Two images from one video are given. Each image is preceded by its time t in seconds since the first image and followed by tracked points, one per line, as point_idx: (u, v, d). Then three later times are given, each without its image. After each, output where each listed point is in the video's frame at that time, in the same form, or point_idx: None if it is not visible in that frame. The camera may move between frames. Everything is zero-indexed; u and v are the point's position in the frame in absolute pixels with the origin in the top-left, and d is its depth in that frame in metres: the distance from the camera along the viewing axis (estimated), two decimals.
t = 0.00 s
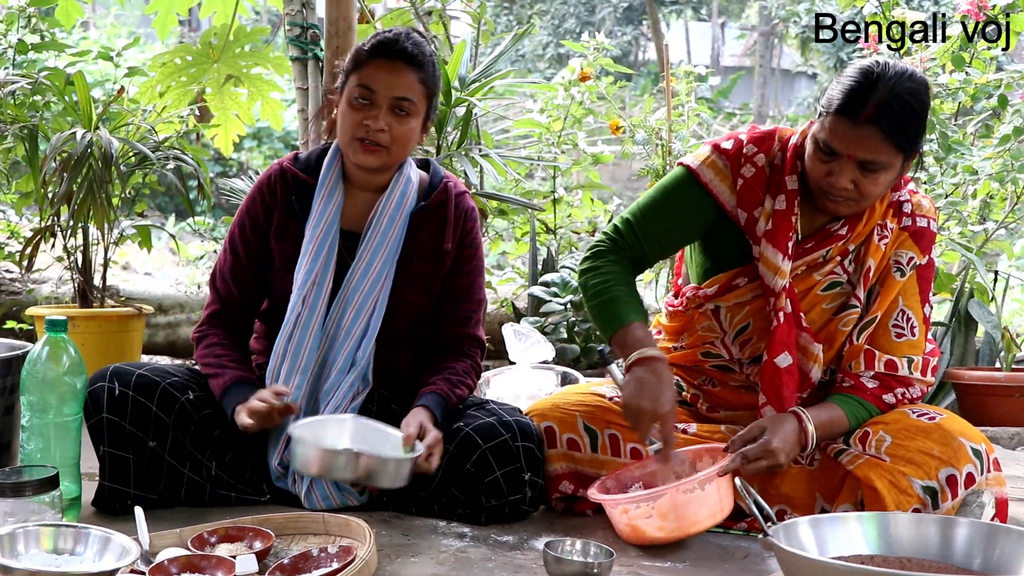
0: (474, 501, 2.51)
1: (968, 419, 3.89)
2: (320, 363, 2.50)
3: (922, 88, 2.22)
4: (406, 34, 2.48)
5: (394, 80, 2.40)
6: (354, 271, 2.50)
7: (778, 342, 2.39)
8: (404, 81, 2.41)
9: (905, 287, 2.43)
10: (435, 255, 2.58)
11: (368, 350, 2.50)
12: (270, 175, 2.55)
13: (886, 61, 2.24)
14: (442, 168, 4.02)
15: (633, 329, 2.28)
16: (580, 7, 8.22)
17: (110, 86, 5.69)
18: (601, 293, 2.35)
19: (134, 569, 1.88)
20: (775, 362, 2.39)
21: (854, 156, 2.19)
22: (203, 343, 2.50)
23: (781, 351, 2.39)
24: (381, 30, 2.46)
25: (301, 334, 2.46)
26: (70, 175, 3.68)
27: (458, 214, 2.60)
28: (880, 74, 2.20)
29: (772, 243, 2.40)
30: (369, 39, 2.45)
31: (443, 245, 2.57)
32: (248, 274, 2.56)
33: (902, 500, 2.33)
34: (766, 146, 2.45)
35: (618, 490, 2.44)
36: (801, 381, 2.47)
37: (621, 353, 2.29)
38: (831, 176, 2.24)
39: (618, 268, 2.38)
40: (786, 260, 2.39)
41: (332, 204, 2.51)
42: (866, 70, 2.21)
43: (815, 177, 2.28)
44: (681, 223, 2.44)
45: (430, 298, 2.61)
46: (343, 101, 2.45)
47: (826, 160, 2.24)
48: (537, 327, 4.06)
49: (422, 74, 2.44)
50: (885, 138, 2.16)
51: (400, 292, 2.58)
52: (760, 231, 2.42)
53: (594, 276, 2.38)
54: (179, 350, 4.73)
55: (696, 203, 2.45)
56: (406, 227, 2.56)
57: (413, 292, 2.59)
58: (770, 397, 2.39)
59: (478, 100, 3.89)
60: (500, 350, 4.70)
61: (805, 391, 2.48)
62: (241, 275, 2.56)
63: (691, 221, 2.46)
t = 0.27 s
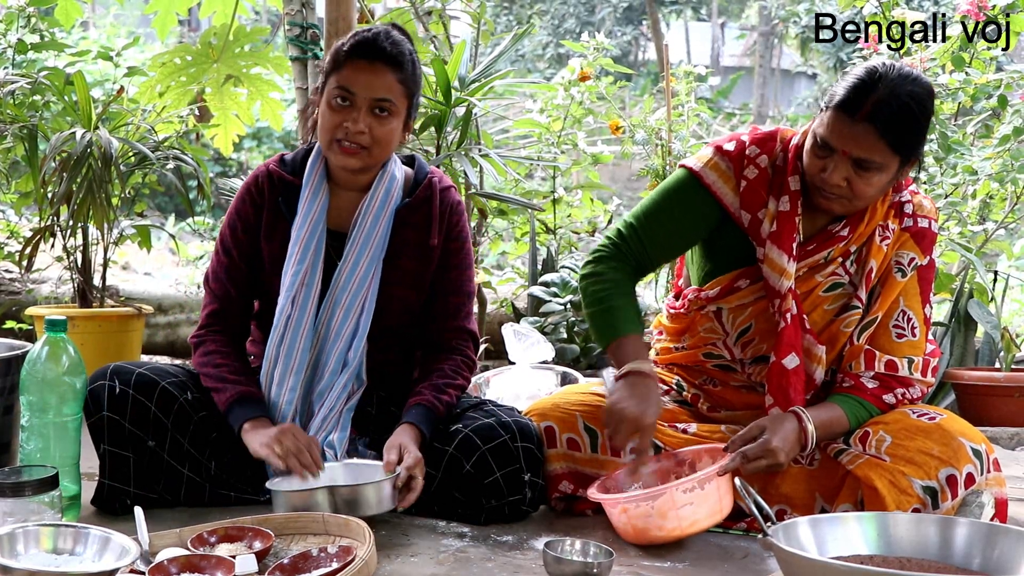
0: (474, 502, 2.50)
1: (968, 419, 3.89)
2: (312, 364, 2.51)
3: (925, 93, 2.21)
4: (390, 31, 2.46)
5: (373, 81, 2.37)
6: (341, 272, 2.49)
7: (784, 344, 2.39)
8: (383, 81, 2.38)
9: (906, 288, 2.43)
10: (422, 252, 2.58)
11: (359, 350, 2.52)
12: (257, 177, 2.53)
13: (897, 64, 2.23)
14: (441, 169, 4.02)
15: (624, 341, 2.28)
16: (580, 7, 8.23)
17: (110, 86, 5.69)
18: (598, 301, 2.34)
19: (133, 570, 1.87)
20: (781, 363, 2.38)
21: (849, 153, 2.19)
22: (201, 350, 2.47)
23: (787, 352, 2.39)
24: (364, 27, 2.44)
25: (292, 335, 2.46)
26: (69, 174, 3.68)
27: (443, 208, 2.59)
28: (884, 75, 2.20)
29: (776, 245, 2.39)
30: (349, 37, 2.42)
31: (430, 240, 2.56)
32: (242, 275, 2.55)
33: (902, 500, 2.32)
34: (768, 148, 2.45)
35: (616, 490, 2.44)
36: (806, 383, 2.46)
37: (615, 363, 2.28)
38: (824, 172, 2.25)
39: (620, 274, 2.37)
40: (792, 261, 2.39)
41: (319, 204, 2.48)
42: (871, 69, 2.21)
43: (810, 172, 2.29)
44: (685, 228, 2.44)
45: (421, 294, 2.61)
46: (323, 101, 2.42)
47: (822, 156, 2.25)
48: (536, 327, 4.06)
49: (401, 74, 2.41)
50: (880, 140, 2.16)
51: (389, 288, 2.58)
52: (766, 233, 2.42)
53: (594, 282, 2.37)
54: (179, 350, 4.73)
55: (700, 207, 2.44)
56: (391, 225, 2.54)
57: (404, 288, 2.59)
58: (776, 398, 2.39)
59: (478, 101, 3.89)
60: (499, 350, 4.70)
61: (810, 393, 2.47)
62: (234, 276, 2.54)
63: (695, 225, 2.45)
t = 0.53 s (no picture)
0: (472, 503, 2.50)
1: (966, 419, 3.89)
2: (310, 369, 2.50)
3: (920, 94, 2.21)
4: (382, 36, 2.41)
5: (370, 98, 2.32)
6: (342, 275, 2.49)
7: (778, 344, 2.39)
8: (381, 98, 2.33)
9: (904, 288, 2.43)
10: (420, 253, 2.57)
11: (361, 355, 2.51)
12: (258, 180, 2.52)
13: (890, 64, 2.22)
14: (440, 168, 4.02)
15: (618, 349, 2.32)
16: (578, 6, 8.24)
17: (109, 84, 5.68)
18: (596, 307, 2.36)
19: (131, 568, 1.87)
20: (775, 363, 2.38)
21: (842, 153, 2.19)
22: (201, 353, 2.46)
23: (781, 353, 2.39)
24: (357, 34, 2.40)
25: (292, 340, 2.45)
26: (67, 173, 3.67)
27: (442, 207, 2.60)
28: (880, 76, 2.19)
29: (774, 246, 2.40)
30: (340, 43, 2.39)
31: (429, 240, 2.56)
32: (243, 275, 2.53)
33: (900, 499, 2.32)
34: (767, 149, 2.45)
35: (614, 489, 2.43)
36: (800, 383, 2.47)
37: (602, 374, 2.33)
38: (818, 169, 2.25)
39: (620, 280, 2.39)
40: (790, 262, 2.39)
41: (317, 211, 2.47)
42: (867, 70, 2.21)
43: (805, 171, 2.29)
44: (687, 229, 2.44)
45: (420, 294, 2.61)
46: (320, 117, 2.38)
47: (816, 155, 2.25)
48: (535, 326, 4.06)
49: (398, 88, 2.37)
50: (873, 138, 2.16)
51: (390, 290, 2.58)
52: (764, 234, 2.42)
53: (592, 285, 2.39)
54: (176, 349, 4.72)
55: (701, 208, 2.45)
56: (391, 225, 2.54)
57: (405, 289, 2.59)
58: (770, 398, 2.39)
59: (477, 100, 3.89)
60: (498, 349, 4.70)
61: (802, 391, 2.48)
62: (230, 276, 2.52)
63: (698, 228, 2.46)
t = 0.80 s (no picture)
0: (470, 504, 2.51)
1: (963, 418, 3.89)
2: (315, 370, 2.50)
3: (917, 93, 2.21)
4: (391, 39, 2.40)
5: (381, 105, 2.30)
6: (350, 278, 2.47)
7: (773, 344, 2.39)
8: (391, 103, 2.31)
9: (901, 286, 2.43)
10: (430, 253, 2.56)
11: (368, 359, 2.52)
12: (268, 179, 2.49)
13: (884, 65, 2.22)
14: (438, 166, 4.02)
15: (615, 349, 2.31)
16: (576, 4, 8.25)
17: (105, 82, 5.68)
18: (595, 309, 2.36)
19: (128, 566, 1.87)
20: (771, 363, 2.39)
21: (842, 158, 2.19)
22: (235, 365, 2.38)
23: (776, 353, 2.39)
24: (366, 36, 2.38)
25: (300, 340, 2.48)
26: (64, 170, 3.67)
27: (449, 206, 2.59)
28: (876, 77, 2.19)
29: (769, 245, 2.40)
30: (349, 45, 2.37)
31: (437, 242, 2.56)
32: (263, 275, 2.47)
33: (896, 498, 2.32)
34: (764, 148, 2.44)
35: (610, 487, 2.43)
36: (795, 382, 2.47)
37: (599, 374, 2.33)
38: (818, 173, 2.25)
39: (617, 284, 2.39)
40: (785, 261, 2.40)
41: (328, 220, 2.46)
42: (863, 71, 2.20)
43: (805, 174, 2.29)
44: (685, 227, 2.44)
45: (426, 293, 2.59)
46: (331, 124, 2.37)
47: (815, 159, 2.25)
48: (532, 325, 4.06)
49: (409, 93, 2.34)
50: (870, 140, 2.15)
51: (397, 291, 2.56)
52: (759, 233, 2.42)
53: (591, 288, 2.39)
54: (174, 347, 4.72)
55: (699, 207, 2.44)
56: (399, 227, 2.53)
57: (411, 291, 2.57)
58: (767, 398, 2.40)
59: (475, 99, 3.89)
60: (495, 348, 4.70)
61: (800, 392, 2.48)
62: (250, 278, 2.45)
63: (696, 229, 2.45)
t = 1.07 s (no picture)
0: (467, 501, 2.51)
1: (960, 417, 3.90)
2: (313, 369, 2.48)
3: (908, 89, 2.21)
4: (401, 38, 2.39)
5: (390, 102, 2.30)
6: (355, 277, 2.47)
7: (767, 340, 2.40)
8: (400, 100, 2.31)
9: (897, 285, 2.43)
10: (435, 255, 2.57)
11: (368, 360, 2.53)
12: (275, 172, 2.49)
13: (874, 64, 2.23)
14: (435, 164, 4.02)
15: (621, 339, 2.27)
16: (574, 2, 8.27)
17: (103, 78, 5.67)
18: (593, 300, 2.33)
19: (124, 564, 1.87)
20: (764, 359, 2.39)
21: (837, 160, 2.19)
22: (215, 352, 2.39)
23: (770, 348, 2.39)
24: (375, 34, 2.38)
25: (302, 332, 2.45)
26: (61, 168, 3.66)
27: (456, 209, 2.59)
28: (867, 77, 2.19)
29: (762, 241, 2.40)
30: (358, 43, 2.36)
31: (443, 245, 2.56)
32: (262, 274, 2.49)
33: (892, 497, 2.33)
34: (760, 144, 2.45)
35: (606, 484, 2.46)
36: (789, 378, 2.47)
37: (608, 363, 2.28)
38: (814, 176, 2.25)
39: (615, 277, 2.37)
40: (778, 257, 2.40)
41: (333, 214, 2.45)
42: (852, 71, 2.21)
43: (800, 177, 2.29)
44: (677, 218, 2.44)
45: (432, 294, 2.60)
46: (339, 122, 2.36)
47: (811, 162, 2.24)
48: (529, 323, 4.06)
49: (419, 90, 2.35)
50: (866, 142, 2.16)
51: (405, 292, 2.57)
52: (753, 229, 2.43)
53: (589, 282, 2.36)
54: (171, 344, 4.72)
55: (691, 199, 2.45)
56: (405, 229, 2.53)
57: (418, 290, 2.58)
58: (761, 393, 2.39)
59: (472, 96, 3.89)
60: (492, 346, 4.70)
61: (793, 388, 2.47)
62: (246, 273, 2.46)
63: (689, 222, 2.46)
